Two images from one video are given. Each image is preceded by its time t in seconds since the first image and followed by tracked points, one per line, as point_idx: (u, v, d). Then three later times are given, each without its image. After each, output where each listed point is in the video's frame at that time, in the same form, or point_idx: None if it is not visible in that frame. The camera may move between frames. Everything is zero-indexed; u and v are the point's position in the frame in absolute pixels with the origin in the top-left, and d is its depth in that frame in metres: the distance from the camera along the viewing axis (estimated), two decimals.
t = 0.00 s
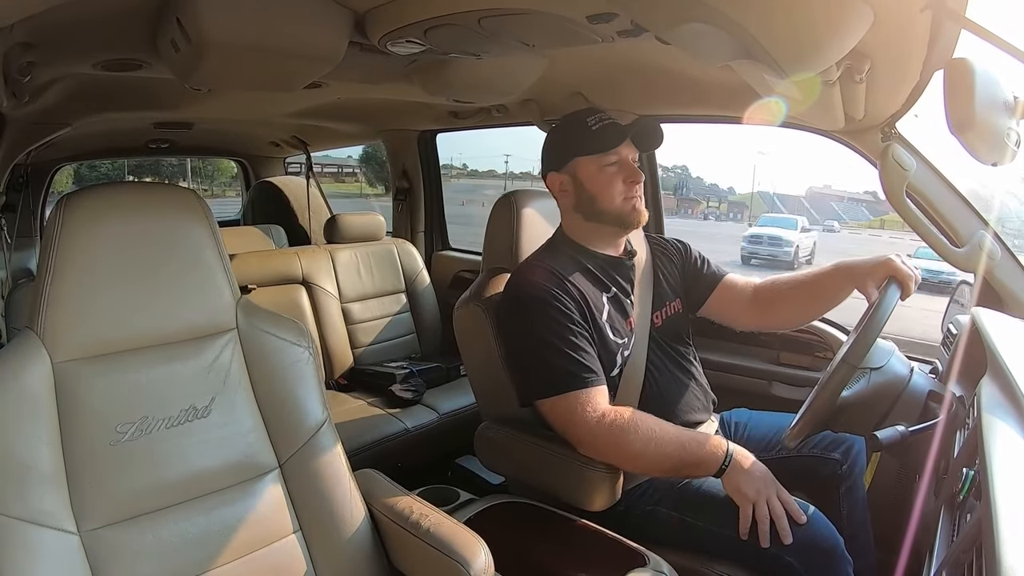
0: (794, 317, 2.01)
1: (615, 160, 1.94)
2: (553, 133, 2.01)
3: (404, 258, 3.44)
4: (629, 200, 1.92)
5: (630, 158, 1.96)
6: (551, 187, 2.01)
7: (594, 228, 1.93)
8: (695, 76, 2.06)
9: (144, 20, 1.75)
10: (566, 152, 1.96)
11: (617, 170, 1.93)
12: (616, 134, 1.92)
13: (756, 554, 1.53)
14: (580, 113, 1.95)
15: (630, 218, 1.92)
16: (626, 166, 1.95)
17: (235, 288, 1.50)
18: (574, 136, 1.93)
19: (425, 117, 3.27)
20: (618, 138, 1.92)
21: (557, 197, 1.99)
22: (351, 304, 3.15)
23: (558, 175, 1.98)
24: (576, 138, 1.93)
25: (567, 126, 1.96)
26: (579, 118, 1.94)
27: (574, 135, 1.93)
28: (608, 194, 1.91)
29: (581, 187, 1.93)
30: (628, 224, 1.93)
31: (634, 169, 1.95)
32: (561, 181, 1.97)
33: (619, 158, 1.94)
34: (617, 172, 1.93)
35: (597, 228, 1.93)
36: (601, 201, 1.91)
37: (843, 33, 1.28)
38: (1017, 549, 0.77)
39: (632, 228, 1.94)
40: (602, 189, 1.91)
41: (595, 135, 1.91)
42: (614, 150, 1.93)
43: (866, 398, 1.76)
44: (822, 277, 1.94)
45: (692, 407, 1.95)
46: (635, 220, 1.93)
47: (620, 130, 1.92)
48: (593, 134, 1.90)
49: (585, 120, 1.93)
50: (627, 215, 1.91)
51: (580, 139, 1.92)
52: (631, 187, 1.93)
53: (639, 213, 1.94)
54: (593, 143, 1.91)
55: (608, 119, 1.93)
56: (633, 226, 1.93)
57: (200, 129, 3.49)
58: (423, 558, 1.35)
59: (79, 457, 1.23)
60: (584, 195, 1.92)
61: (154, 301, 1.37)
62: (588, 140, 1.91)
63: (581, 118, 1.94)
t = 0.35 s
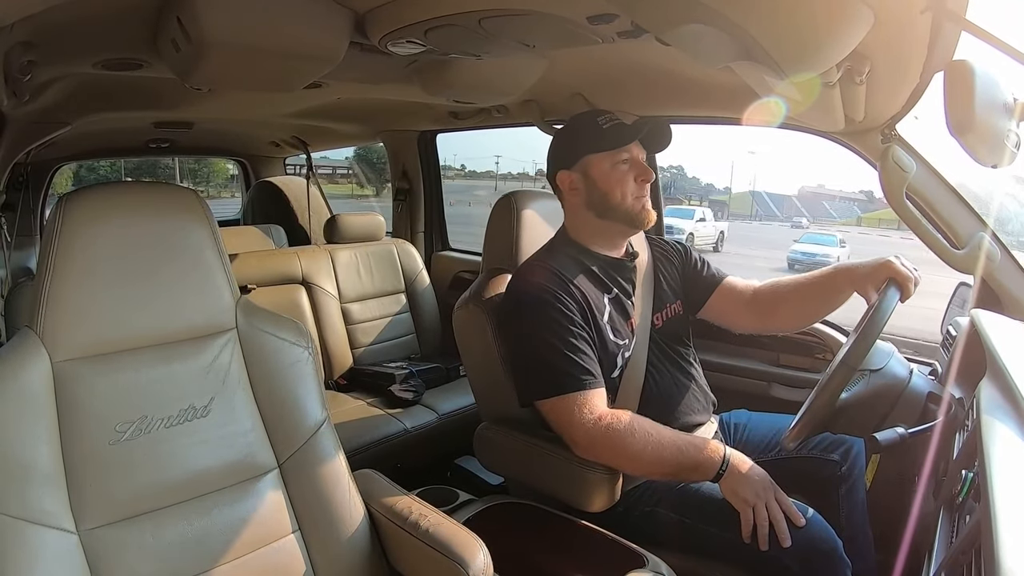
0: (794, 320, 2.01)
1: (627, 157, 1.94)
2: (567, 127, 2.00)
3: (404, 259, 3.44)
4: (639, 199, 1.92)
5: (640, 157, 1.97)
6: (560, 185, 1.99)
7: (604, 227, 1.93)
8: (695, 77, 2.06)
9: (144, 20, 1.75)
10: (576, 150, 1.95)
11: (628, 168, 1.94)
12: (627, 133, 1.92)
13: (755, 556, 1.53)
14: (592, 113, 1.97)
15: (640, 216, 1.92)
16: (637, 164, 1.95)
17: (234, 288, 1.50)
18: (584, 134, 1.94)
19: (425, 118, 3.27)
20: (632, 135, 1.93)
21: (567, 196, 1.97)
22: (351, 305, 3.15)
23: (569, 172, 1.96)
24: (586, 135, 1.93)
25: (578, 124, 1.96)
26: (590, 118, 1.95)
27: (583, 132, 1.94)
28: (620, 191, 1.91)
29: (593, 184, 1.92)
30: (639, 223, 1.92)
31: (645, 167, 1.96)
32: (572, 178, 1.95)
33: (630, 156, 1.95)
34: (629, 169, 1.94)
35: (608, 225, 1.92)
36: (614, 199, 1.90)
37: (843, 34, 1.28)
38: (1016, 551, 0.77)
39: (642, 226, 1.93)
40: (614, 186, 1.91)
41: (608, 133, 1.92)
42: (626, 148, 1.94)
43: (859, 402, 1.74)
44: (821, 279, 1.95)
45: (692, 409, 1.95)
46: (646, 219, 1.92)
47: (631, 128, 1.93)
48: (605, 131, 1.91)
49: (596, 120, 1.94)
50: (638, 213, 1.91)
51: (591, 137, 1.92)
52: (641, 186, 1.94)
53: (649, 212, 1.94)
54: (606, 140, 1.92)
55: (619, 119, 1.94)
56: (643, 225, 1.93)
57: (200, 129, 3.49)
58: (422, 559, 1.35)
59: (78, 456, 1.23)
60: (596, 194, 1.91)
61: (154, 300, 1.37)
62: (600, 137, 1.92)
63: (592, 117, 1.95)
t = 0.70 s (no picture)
0: (793, 321, 2.01)
1: (631, 158, 1.94)
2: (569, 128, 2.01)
3: (404, 258, 3.44)
4: (642, 200, 1.92)
5: (643, 158, 1.97)
6: (564, 186, 1.99)
7: (609, 228, 1.92)
8: (695, 78, 2.06)
9: (145, 19, 1.75)
10: (580, 151, 1.95)
11: (633, 169, 1.94)
12: (632, 133, 1.93)
13: (754, 557, 1.54)
14: (597, 114, 1.96)
15: (645, 219, 1.91)
16: (641, 166, 1.96)
17: (234, 287, 1.50)
18: (588, 135, 1.93)
19: (426, 118, 3.27)
20: (636, 135, 1.94)
21: (571, 197, 1.97)
22: (351, 304, 3.15)
23: (573, 174, 1.96)
24: (590, 135, 1.93)
25: (581, 126, 1.96)
26: (593, 119, 1.95)
27: (587, 132, 1.93)
28: (624, 192, 1.90)
29: (597, 185, 1.92)
30: (643, 225, 1.91)
31: (648, 167, 1.96)
32: (575, 179, 1.95)
33: (634, 156, 1.95)
34: (633, 170, 1.94)
35: (614, 227, 1.92)
36: (618, 200, 1.90)
37: (843, 36, 1.28)
38: (1014, 553, 0.77)
39: (646, 228, 1.92)
40: (618, 187, 1.91)
41: (613, 134, 1.92)
42: (630, 149, 1.94)
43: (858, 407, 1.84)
44: (819, 282, 1.95)
45: (691, 409, 1.95)
46: (650, 221, 1.92)
47: (635, 129, 1.93)
48: (609, 132, 1.91)
49: (599, 120, 1.94)
50: (642, 214, 1.91)
51: (595, 136, 1.92)
52: (645, 186, 1.94)
53: (652, 214, 1.93)
54: (611, 140, 1.92)
55: (622, 120, 1.94)
56: (646, 228, 1.92)
57: (201, 127, 3.49)
58: (421, 558, 1.34)
59: (77, 455, 1.23)
60: (600, 195, 1.91)
61: (154, 299, 1.37)
62: (604, 138, 1.92)
63: (596, 118, 1.95)
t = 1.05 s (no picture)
0: (796, 323, 2.01)
1: (635, 162, 1.94)
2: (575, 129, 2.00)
3: (405, 261, 3.44)
4: (644, 204, 1.92)
5: (648, 162, 1.97)
6: (568, 187, 1.98)
7: (612, 232, 1.94)
8: (697, 79, 2.06)
9: (147, 21, 1.75)
10: (585, 153, 1.94)
11: (636, 173, 1.93)
12: (636, 137, 1.92)
13: (756, 559, 1.54)
14: (599, 115, 1.95)
15: (647, 224, 1.92)
16: (645, 168, 1.95)
17: (236, 289, 1.50)
18: (594, 136, 1.92)
19: (427, 120, 3.28)
20: (641, 139, 1.93)
21: (574, 198, 1.97)
22: (353, 306, 3.16)
23: (577, 176, 1.96)
24: (594, 137, 1.92)
25: (585, 128, 1.95)
26: (599, 118, 1.94)
27: (591, 132, 1.93)
28: (627, 196, 1.90)
29: (601, 188, 1.92)
30: (645, 230, 1.93)
31: (652, 172, 1.96)
32: (579, 181, 1.95)
33: (638, 160, 1.94)
34: (637, 174, 1.93)
35: (617, 230, 1.93)
36: (621, 204, 1.90)
37: (845, 37, 1.28)
38: (1016, 553, 0.77)
39: (648, 233, 1.93)
40: (622, 191, 1.91)
41: (616, 137, 1.91)
42: (635, 153, 1.94)
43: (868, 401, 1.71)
44: (821, 285, 1.96)
45: (692, 411, 1.94)
46: (651, 226, 1.93)
47: (640, 133, 1.93)
48: (615, 134, 1.91)
49: (605, 122, 1.93)
50: (645, 220, 1.91)
51: (598, 138, 1.92)
52: (648, 191, 1.94)
53: (655, 219, 1.94)
54: (614, 142, 1.91)
55: (627, 123, 1.94)
56: (647, 233, 1.93)
57: (203, 130, 3.50)
58: (423, 560, 1.34)
59: (80, 457, 1.23)
60: (604, 197, 1.91)
61: (156, 301, 1.37)
62: (609, 141, 1.91)
63: (602, 118, 1.94)
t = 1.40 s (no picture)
0: (799, 322, 2.01)
1: (641, 160, 1.93)
2: (580, 129, 2.00)
3: (406, 258, 3.44)
4: (650, 202, 1.92)
5: (654, 160, 1.96)
6: (574, 185, 1.98)
7: (616, 228, 1.94)
8: (697, 77, 2.06)
9: (146, 20, 1.75)
10: (591, 151, 1.94)
11: (642, 171, 1.93)
12: (643, 134, 1.91)
13: (755, 557, 1.54)
14: (608, 113, 1.96)
15: (651, 220, 1.91)
16: (651, 166, 1.95)
17: (236, 286, 1.50)
18: (598, 135, 1.93)
19: (427, 118, 3.28)
20: (649, 137, 1.92)
21: (580, 196, 1.96)
22: (353, 304, 3.16)
23: (583, 173, 1.95)
24: (602, 133, 1.92)
25: (596, 122, 1.95)
26: (607, 117, 1.94)
27: (600, 129, 1.93)
28: (633, 193, 1.90)
29: (607, 185, 1.91)
30: (650, 226, 1.92)
31: (658, 170, 1.95)
32: (585, 178, 1.95)
33: (645, 158, 1.94)
34: (642, 172, 1.93)
35: (620, 228, 1.93)
36: (626, 201, 1.90)
37: (845, 35, 1.28)
38: (1017, 553, 0.77)
39: (653, 229, 1.93)
40: (628, 187, 1.90)
41: (624, 135, 1.91)
42: (641, 151, 1.93)
43: (866, 398, 1.76)
44: (821, 284, 1.96)
45: (693, 411, 1.95)
46: (656, 223, 1.92)
47: (649, 130, 1.91)
48: (622, 132, 1.90)
49: (613, 120, 1.93)
50: (650, 217, 1.91)
51: (604, 136, 1.92)
52: (654, 188, 1.94)
53: (659, 215, 1.94)
54: (623, 141, 1.91)
55: (635, 121, 1.93)
56: (652, 230, 1.93)
57: (202, 128, 3.50)
58: (423, 559, 1.35)
59: (80, 455, 1.23)
60: (610, 195, 1.90)
61: (155, 299, 1.37)
62: (616, 139, 1.91)
63: (609, 118, 1.94)
